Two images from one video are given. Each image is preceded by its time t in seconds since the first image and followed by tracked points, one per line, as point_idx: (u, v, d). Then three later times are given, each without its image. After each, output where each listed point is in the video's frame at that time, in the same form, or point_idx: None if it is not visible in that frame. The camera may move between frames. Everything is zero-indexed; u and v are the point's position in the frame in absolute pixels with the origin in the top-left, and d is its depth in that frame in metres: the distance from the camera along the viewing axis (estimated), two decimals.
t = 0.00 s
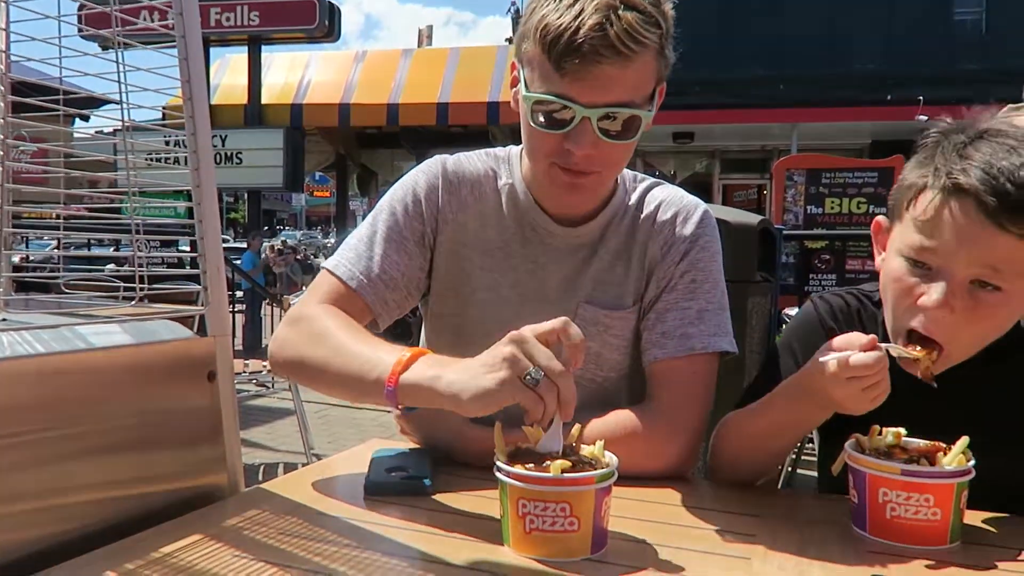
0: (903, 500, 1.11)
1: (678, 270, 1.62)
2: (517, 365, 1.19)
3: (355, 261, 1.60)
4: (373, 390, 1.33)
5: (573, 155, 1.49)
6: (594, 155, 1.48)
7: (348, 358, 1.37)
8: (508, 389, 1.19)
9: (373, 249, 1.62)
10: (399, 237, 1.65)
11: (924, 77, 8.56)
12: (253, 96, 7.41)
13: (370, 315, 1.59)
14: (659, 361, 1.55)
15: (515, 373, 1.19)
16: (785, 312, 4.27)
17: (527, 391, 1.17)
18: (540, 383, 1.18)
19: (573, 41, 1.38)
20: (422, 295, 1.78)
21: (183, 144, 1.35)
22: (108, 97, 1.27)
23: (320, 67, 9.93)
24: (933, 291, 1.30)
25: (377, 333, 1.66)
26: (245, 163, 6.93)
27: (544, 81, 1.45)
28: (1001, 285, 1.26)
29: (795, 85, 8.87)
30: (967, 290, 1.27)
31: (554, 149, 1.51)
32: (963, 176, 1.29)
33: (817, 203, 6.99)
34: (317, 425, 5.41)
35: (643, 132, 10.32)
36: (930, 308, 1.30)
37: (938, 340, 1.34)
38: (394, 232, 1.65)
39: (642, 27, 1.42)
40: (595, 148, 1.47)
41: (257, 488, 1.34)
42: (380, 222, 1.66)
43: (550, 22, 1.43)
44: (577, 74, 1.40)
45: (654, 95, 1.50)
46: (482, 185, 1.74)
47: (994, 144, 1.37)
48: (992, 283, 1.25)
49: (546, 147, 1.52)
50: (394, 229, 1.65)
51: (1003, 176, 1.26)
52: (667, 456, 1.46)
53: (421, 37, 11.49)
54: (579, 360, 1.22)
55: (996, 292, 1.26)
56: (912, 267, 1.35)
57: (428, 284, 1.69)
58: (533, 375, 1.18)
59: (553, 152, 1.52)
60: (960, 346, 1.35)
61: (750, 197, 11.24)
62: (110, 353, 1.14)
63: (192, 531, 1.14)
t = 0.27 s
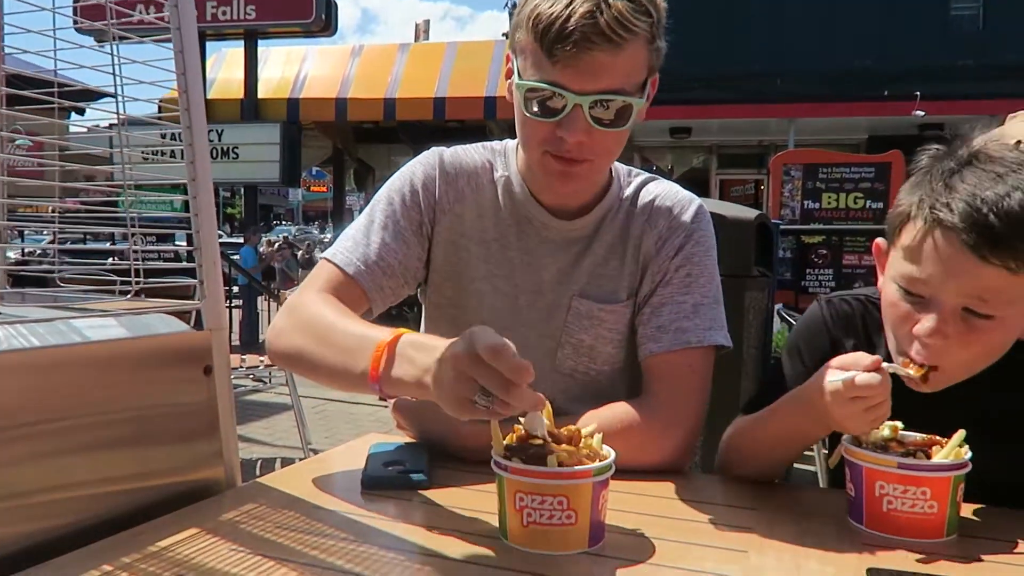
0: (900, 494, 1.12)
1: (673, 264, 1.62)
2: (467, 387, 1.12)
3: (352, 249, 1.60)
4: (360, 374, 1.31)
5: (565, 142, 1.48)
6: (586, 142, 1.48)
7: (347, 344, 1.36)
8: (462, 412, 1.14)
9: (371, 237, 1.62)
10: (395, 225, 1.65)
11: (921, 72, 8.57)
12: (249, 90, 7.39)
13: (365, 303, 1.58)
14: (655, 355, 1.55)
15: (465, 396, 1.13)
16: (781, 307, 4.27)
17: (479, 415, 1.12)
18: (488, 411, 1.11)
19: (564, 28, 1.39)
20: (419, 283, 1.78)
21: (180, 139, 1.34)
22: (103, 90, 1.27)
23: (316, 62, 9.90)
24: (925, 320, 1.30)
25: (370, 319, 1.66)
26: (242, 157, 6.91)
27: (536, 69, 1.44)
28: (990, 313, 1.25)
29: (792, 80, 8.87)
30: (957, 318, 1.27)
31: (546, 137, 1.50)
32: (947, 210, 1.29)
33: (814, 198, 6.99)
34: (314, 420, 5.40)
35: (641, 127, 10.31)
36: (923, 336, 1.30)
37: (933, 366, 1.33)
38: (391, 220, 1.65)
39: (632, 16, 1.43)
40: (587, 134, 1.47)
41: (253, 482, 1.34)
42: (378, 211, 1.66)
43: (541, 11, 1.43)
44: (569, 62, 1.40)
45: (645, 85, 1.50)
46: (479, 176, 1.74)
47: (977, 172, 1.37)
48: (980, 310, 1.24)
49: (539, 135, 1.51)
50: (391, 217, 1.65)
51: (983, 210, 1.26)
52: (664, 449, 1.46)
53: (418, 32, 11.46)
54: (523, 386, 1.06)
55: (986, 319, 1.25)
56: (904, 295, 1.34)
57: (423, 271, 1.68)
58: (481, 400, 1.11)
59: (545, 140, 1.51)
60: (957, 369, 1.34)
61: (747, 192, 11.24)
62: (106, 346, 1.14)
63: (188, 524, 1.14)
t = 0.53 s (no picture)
0: (898, 487, 1.12)
1: (668, 257, 1.62)
2: (447, 380, 1.15)
3: (345, 247, 1.60)
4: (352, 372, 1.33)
5: (560, 128, 1.47)
6: (581, 128, 1.47)
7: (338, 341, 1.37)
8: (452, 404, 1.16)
9: (363, 234, 1.62)
10: (388, 221, 1.65)
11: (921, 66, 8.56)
12: (248, 83, 7.37)
13: (359, 300, 1.59)
14: (651, 348, 1.55)
15: (450, 388, 1.15)
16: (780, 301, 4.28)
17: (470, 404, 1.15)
18: (470, 397, 1.13)
19: (557, 14, 1.38)
20: (415, 279, 1.78)
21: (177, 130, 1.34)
22: (100, 82, 1.26)
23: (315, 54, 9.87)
24: (915, 297, 1.30)
25: (365, 317, 1.66)
26: (241, 150, 6.89)
27: (529, 55, 1.44)
28: (981, 287, 1.24)
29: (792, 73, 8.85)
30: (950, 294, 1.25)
31: (540, 124, 1.49)
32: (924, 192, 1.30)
33: (813, 192, 6.99)
34: (313, 413, 5.41)
35: (640, 121, 10.29)
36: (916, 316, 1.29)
37: (935, 344, 1.31)
38: (382, 216, 1.65)
39: None
40: (581, 121, 1.46)
41: (251, 474, 1.34)
42: (370, 208, 1.67)
43: None
44: (562, 47, 1.40)
45: (638, 71, 1.50)
46: (472, 169, 1.74)
47: (950, 156, 1.40)
48: (971, 283, 1.24)
49: (531, 123, 1.50)
50: (383, 214, 1.65)
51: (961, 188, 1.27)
52: (661, 442, 1.46)
53: (417, 24, 11.43)
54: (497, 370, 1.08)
55: (978, 292, 1.24)
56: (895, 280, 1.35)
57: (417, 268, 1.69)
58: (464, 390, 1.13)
59: (540, 128, 1.50)
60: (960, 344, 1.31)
61: (746, 186, 11.24)
62: (104, 338, 1.14)
63: (186, 516, 1.14)
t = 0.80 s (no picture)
0: (896, 485, 1.12)
1: (665, 253, 1.64)
2: (443, 378, 1.16)
3: (341, 250, 1.60)
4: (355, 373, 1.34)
5: (550, 122, 1.47)
6: (571, 121, 1.47)
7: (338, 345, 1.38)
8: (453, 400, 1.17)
9: (359, 236, 1.63)
10: (382, 223, 1.65)
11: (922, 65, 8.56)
12: (248, 78, 7.36)
13: (358, 303, 1.59)
14: (652, 344, 1.59)
15: (446, 385, 1.16)
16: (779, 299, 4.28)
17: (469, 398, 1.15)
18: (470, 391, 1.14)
19: (546, 8, 1.39)
20: (410, 279, 1.78)
21: (179, 125, 1.34)
22: (103, 76, 1.26)
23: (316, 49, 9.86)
24: (902, 312, 1.29)
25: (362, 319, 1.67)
26: (241, 145, 6.89)
27: (519, 50, 1.45)
28: (968, 301, 1.24)
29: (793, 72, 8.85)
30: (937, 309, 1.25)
31: (530, 119, 1.49)
32: (911, 205, 1.31)
33: (813, 190, 6.99)
34: (312, 408, 5.41)
35: (641, 118, 10.28)
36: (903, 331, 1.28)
37: (923, 359, 1.30)
38: (376, 217, 1.65)
39: None
40: (572, 115, 1.46)
41: (252, 468, 1.35)
42: (364, 210, 1.67)
43: None
44: (552, 40, 1.40)
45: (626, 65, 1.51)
46: (462, 168, 1.74)
47: (939, 169, 1.41)
48: (958, 299, 1.24)
49: (522, 118, 1.50)
50: (377, 215, 1.66)
51: (946, 204, 1.28)
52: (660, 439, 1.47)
53: (418, 20, 11.41)
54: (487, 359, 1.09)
55: (965, 306, 1.24)
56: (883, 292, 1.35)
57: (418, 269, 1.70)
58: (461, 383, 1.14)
59: (531, 122, 1.50)
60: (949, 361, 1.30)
61: (746, 184, 11.24)
62: (106, 333, 1.14)
63: (187, 510, 1.14)
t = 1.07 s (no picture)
0: (892, 483, 1.13)
1: (666, 266, 1.64)
2: (448, 349, 1.19)
3: (331, 255, 1.58)
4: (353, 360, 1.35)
5: (544, 131, 1.46)
6: (565, 132, 1.46)
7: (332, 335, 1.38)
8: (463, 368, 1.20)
9: (349, 241, 1.61)
10: (372, 229, 1.63)
11: (919, 65, 8.58)
12: (246, 73, 7.35)
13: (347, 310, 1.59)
14: (660, 356, 1.62)
15: (453, 355, 1.19)
16: (776, 299, 4.29)
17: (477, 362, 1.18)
18: (478, 357, 1.18)
19: (541, 13, 1.38)
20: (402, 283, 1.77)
21: (175, 120, 1.33)
22: (100, 70, 1.26)
23: (314, 46, 9.84)
24: (890, 326, 1.30)
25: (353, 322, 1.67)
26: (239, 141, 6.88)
27: (512, 56, 1.44)
28: (955, 316, 1.24)
29: (790, 71, 8.86)
30: (925, 322, 1.26)
31: (522, 128, 1.48)
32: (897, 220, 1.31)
33: (811, 190, 7.01)
34: (309, 405, 5.41)
35: (639, 117, 10.29)
36: (891, 345, 1.29)
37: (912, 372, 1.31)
38: (365, 221, 1.63)
39: None
40: (565, 125, 1.45)
41: (248, 464, 1.34)
42: (353, 215, 1.65)
43: None
44: (547, 46, 1.40)
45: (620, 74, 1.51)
46: (454, 171, 1.72)
47: (926, 182, 1.41)
48: (945, 313, 1.24)
49: (512, 127, 1.49)
50: (367, 220, 1.64)
51: (931, 219, 1.27)
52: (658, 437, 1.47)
53: (417, 17, 11.40)
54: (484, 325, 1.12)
55: (952, 321, 1.25)
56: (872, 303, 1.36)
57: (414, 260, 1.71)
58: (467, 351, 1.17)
59: (523, 132, 1.48)
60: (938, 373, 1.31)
61: (743, 183, 11.26)
62: (103, 327, 1.14)
63: (183, 506, 1.14)
